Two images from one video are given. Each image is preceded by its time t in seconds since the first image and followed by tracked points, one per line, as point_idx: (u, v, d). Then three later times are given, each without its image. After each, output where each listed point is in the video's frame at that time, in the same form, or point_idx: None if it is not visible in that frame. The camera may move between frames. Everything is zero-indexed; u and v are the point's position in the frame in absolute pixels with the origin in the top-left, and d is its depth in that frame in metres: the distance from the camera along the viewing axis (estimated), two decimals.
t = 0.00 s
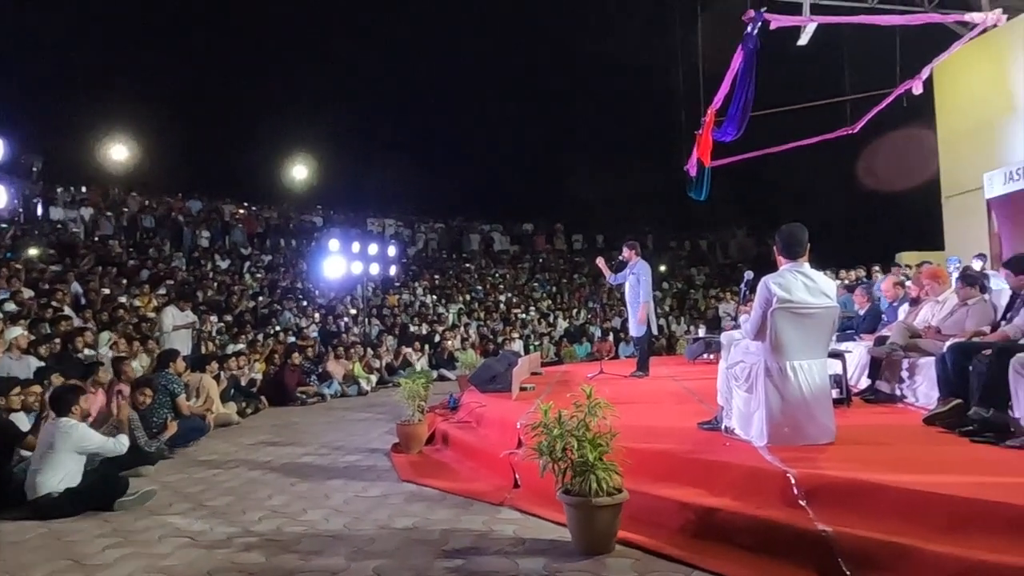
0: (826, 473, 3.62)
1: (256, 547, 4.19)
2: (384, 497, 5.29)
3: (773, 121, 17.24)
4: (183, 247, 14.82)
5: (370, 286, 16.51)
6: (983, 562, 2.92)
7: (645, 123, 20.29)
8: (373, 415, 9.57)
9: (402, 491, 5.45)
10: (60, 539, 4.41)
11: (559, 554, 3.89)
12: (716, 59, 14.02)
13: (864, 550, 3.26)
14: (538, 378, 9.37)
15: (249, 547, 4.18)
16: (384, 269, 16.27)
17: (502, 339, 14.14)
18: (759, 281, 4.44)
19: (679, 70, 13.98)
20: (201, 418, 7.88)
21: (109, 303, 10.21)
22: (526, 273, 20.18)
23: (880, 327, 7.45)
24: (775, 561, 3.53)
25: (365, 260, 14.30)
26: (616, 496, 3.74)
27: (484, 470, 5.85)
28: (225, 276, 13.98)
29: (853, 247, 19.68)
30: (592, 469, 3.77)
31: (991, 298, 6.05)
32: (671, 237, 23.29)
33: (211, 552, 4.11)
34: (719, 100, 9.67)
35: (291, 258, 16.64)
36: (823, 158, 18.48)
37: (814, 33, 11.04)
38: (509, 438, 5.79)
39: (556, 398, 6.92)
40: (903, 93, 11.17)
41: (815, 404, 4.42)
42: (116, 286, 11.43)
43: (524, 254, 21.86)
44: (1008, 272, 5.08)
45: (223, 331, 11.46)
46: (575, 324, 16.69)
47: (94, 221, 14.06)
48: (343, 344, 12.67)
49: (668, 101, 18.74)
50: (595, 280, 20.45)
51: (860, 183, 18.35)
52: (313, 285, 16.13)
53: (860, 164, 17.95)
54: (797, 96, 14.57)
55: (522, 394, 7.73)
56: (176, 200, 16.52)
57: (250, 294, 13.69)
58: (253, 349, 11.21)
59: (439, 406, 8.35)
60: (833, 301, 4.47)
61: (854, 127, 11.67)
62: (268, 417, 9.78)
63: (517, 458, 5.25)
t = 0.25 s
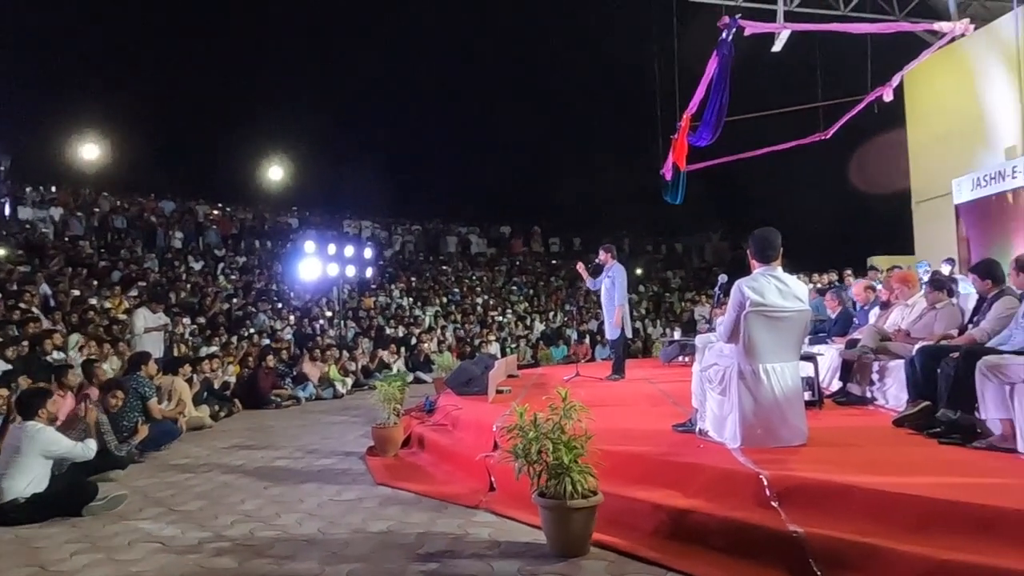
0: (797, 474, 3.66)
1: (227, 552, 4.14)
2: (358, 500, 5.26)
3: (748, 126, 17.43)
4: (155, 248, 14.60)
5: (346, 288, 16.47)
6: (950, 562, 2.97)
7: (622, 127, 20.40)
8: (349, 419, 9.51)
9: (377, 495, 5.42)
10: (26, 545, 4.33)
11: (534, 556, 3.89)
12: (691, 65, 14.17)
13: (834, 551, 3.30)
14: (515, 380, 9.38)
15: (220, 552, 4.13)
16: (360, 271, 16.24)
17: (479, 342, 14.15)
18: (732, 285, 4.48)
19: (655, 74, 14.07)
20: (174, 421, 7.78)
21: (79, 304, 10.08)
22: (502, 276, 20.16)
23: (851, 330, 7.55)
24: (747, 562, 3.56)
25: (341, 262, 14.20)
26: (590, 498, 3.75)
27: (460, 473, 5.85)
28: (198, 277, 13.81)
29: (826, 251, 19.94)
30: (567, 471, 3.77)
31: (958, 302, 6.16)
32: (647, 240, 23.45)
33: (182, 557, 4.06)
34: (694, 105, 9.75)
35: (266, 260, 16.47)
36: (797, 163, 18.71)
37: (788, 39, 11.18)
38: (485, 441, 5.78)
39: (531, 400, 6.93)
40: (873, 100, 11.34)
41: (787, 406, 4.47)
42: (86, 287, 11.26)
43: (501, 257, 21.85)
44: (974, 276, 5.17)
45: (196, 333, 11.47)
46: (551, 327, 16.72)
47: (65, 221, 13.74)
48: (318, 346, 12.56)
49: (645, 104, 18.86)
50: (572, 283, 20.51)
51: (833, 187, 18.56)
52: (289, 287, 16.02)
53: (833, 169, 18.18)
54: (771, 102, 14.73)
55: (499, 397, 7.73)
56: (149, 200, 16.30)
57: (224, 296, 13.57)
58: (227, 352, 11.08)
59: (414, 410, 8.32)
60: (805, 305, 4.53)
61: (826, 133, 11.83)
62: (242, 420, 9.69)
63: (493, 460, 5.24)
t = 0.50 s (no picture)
0: (769, 474, 3.70)
1: (198, 556, 4.09)
2: (333, 503, 5.23)
3: (723, 129, 17.58)
4: (127, 249, 14.33)
5: (322, 290, 16.41)
6: (916, 560, 3.03)
7: (598, 129, 20.49)
8: (324, 421, 9.44)
9: (352, 497, 5.38)
10: None
11: (509, 558, 3.89)
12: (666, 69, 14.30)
13: (805, 550, 3.34)
14: (491, 382, 9.38)
15: (191, 557, 4.08)
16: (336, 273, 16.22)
17: (455, 344, 14.14)
18: (706, 287, 4.52)
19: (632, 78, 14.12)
20: (145, 425, 7.67)
21: (48, 305, 9.90)
22: (479, 278, 20.12)
23: (823, 332, 7.64)
24: (720, 562, 3.59)
25: (316, 264, 14.10)
26: (565, 499, 3.76)
27: (435, 475, 5.83)
28: (170, 279, 13.61)
29: (799, 254, 20.20)
30: (543, 472, 3.78)
31: (927, 304, 6.26)
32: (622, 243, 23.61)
33: (152, 562, 4.00)
34: (669, 108, 9.82)
35: (240, 261, 16.28)
36: (771, 166, 18.92)
37: (762, 45, 11.30)
38: (460, 443, 5.78)
39: (506, 402, 6.94)
40: (845, 105, 11.49)
41: (759, 407, 4.52)
42: (55, 289, 11.05)
43: (478, 258, 21.83)
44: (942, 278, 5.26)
45: (168, 335, 11.37)
46: (528, 329, 16.74)
47: (33, 221, 13.31)
48: (293, 349, 12.44)
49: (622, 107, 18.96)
50: (548, 285, 20.55)
51: (806, 191, 18.79)
52: (263, 289, 15.92)
53: (806, 173, 18.40)
54: (745, 106, 14.87)
55: (475, 399, 7.72)
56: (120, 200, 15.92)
57: (198, 297, 13.43)
58: (199, 354, 10.95)
59: (390, 412, 8.27)
60: (777, 307, 4.58)
61: (799, 137, 11.97)
62: (215, 423, 9.57)
63: (468, 462, 5.24)
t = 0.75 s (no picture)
0: (742, 476, 3.73)
1: (169, 563, 4.04)
2: (307, 508, 5.19)
3: (699, 134, 17.73)
4: (99, 250, 13.96)
5: (297, 293, 16.29)
6: (885, 561, 3.07)
7: (576, 132, 20.61)
8: (299, 425, 9.36)
9: (327, 502, 5.35)
10: None
11: (484, 562, 3.88)
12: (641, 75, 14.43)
13: (777, 551, 3.38)
14: (468, 386, 9.38)
15: (162, 563, 4.03)
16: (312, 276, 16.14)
17: (432, 347, 14.10)
18: (680, 291, 4.55)
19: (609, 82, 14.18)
20: (115, 430, 7.55)
21: (16, 308, 9.70)
22: (457, 281, 20.06)
23: (796, 335, 7.74)
24: (693, 564, 3.62)
25: (291, 266, 14.02)
26: (540, 503, 3.77)
27: (411, 479, 5.81)
28: (143, 281, 13.46)
29: (773, 258, 20.45)
30: (517, 476, 3.79)
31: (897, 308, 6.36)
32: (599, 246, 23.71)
33: (122, 569, 3.94)
34: (644, 114, 9.89)
35: (214, 264, 16.05)
36: (745, 171, 19.13)
37: (736, 51, 11.43)
38: (436, 446, 5.76)
39: (482, 406, 6.94)
40: (817, 111, 11.65)
41: (732, 410, 4.56)
42: (23, 291, 10.82)
43: (455, 261, 21.78)
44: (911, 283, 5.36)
45: (140, 339, 11.19)
46: (505, 332, 16.74)
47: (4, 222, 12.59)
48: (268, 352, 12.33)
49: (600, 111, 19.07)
50: (525, 288, 20.55)
51: (780, 195, 19.03)
52: (237, 292, 15.79)
53: (780, 178, 18.64)
54: (719, 111, 15.02)
55: (451, 402, 7.71)
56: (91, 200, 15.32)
57: (171, 300, 13.28)
58: (173, 358, 10.82)
59: (366, 416, 8.23)
60: (750, 310, 4.63)
61: (773, 142, 12.09)
62: (188, 428, 9.45)
63: (444, 466, 5.23)
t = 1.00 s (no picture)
0: (715, 479, 3.76)
1: (140, 570, 3.99)
2: (281, 513, 5.15)
3: (675, 139, 17.86)
4: (69, 253, 13.65)
5: (273, 296, 16.15)
6: (855, 562, 3.11)
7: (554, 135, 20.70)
8: (274, 430, 9.28)
9: (301, 507, 5.31)
10: None
11: (459, 566, 3.87)
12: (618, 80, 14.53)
13: (749, 554, 3.41)
14: (445, 389, 9.36)
15: (132, 571, 3.97)
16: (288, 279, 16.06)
17: (409, 351, 14.06)
18: (655, 295, 4.57)
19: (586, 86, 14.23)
20: (85, 435, 7.44)
21: None
22: (434, 284, 19.99)
23: (771, 338, 7.81)
24: (666, 566, 3.64)
25: (266, 269, 13.91)
26: (515, 506, 3.77)
27: (386, 484, 5.78)
28: (115, 284, 13.28)
29: (748, 261, 20.67)
30: (493, 480, 3.79)
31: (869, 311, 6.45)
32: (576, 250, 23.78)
33: None
34: (621, 118, 9.95)
35: (188, 266, 15.81)
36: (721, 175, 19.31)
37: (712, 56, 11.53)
38: (413, 450, 5.74)
39: (458, 409, 6.93)
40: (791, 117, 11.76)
41: (706, 412, 4.59)
42: None
43: (433, 264, 21.72)
44: (882, 287, 5.43)
45: (111, 343, 11.01)
46: (483, 335, 16.75)
47: None
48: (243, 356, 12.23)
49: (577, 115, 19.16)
50: (503, 292, 20.54)
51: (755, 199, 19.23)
52: (212, 295, 15.63)
53: (755, 182, 18.84)
54: (695, 116, 15.15)
55: (428, 406, 7.68)
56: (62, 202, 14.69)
57: (144, 303, 13.12)
58: (145, 362, 10.70)
59: (342, 419, 8.18)
60: (724, 313, 4.67)
61: (748, 147, 12.20)
62: (161, 433, 9.32)
63: (420, 470, 5.22)
